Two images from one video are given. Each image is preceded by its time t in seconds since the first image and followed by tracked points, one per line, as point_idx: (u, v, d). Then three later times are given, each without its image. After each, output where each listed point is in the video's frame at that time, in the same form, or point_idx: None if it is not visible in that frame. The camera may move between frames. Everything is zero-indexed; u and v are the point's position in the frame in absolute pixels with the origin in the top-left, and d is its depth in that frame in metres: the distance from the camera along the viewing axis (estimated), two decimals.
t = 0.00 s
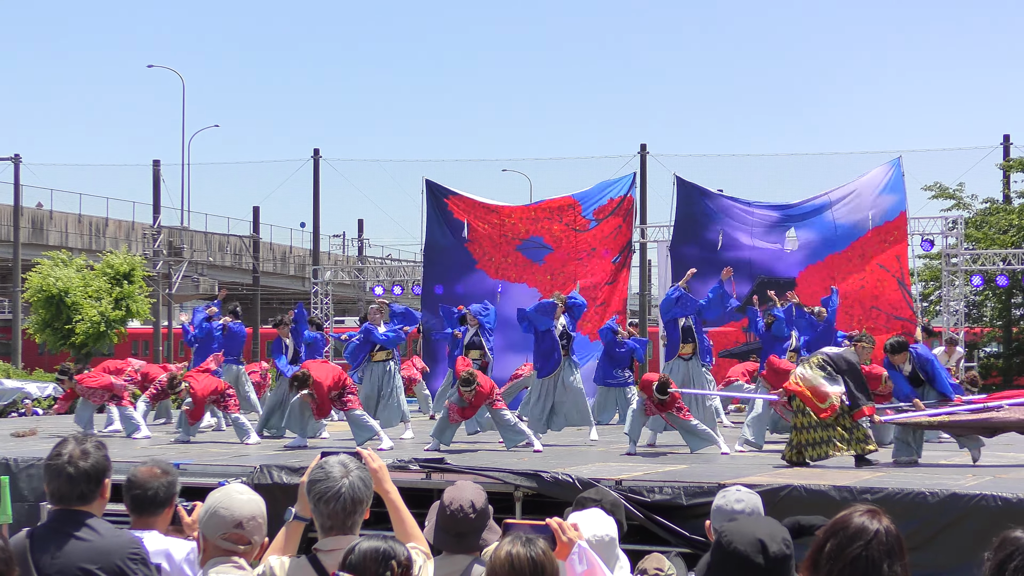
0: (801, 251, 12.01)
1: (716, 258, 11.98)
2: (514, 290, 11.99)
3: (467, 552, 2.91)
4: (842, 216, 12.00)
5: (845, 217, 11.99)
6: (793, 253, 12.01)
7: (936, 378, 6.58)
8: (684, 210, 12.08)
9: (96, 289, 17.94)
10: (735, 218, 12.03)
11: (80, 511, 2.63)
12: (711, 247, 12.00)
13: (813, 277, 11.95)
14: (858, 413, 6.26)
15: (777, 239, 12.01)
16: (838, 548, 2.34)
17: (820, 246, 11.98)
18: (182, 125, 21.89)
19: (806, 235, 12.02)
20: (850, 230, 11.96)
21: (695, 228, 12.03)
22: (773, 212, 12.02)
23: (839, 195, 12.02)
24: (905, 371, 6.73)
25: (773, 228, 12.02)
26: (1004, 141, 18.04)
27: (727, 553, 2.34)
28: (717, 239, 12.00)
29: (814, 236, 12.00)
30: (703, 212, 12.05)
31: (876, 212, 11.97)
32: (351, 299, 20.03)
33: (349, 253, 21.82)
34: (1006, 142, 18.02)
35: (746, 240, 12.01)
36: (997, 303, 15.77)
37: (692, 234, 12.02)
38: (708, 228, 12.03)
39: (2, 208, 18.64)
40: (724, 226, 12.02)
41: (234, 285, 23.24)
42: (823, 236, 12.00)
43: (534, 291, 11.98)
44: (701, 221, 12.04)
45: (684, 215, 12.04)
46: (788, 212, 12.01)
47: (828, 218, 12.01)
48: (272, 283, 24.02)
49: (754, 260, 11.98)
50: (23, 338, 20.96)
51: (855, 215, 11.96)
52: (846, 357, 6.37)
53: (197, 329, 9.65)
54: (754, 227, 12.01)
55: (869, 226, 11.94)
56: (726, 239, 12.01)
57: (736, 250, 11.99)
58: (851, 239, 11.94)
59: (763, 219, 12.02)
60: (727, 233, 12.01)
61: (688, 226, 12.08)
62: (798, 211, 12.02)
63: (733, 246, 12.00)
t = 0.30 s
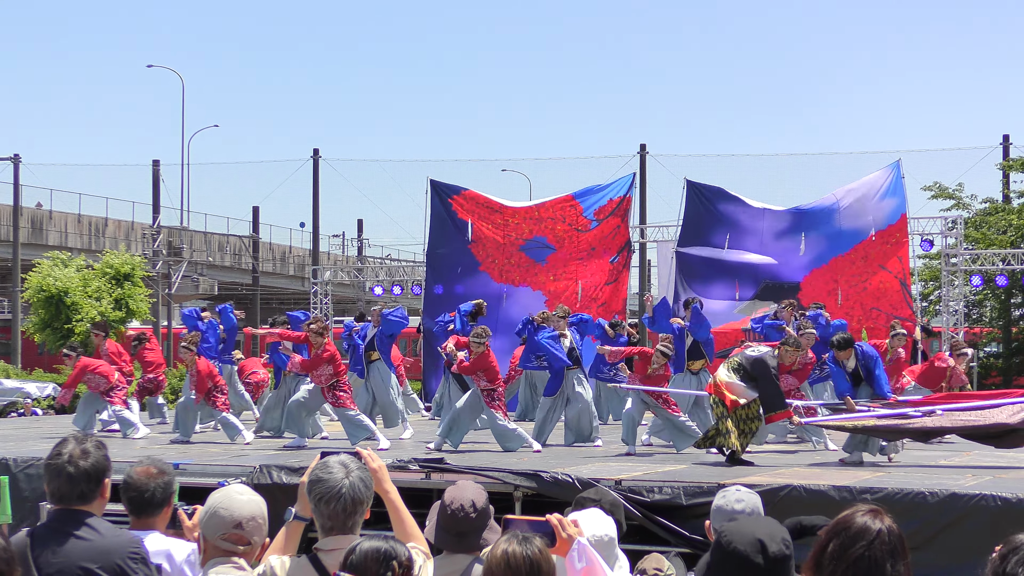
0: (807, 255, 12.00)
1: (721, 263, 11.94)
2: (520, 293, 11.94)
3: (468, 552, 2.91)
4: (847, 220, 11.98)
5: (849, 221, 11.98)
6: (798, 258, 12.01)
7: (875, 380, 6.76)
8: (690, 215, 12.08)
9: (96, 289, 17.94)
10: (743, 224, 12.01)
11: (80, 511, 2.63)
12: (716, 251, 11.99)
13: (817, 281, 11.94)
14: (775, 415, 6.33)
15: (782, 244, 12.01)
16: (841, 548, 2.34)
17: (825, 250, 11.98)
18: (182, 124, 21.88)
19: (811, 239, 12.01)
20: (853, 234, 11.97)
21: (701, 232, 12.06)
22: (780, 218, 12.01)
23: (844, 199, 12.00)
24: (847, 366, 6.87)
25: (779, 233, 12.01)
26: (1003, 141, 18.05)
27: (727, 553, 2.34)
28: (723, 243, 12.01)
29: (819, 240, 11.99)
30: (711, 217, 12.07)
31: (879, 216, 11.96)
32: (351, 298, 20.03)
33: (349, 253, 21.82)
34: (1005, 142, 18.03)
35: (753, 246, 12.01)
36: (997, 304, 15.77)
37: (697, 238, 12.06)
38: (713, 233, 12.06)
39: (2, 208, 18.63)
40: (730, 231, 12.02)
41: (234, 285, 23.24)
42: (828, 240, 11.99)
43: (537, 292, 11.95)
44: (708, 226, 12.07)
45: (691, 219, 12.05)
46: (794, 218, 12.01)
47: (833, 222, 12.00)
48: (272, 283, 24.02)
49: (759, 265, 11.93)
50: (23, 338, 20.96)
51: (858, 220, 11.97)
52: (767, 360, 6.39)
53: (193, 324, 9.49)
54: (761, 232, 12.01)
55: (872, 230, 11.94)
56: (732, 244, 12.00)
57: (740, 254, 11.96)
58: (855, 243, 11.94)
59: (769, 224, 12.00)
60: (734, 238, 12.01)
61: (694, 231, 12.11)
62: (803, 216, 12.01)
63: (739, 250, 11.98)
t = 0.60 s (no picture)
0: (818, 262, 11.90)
1: (730, 268, 11.88)
2: (523, 292, 11.90)
3: (470, 552, 2.91)
4: (856, 224, 11.99)
5: (858, 226, 11.99)
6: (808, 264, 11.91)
7: (812, 380, 6.73)
8: (705, 222, 12.13)
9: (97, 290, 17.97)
10: (753, 233, 12.05)
11: (81, 511, 2.63)
12: (726, 257, 11.95)
13: (824, 284, 11.81)
14: (700, 419, 6.60)
15: (792, 251, 11.98)
16: (842, 548, 2.34)
17: (834, 255, 11.90)
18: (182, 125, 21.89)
19: (821, 246, 11.99)
20: (863, 238, 11.94)
21: (712, 240, 12.08)
22: (790, 225, 12.07)
23: (852, 204, 12.02)
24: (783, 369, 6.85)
25: (789, 240, 12.01)
26: (1004, 141, 18.06)
27: (726, 553, 2.34)
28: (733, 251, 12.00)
29: (828, 246, 11.97)
30: (721, 226, 12.12)
31: (887, 219, 11.99)
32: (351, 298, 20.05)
33: (349, 254, 21.85)
34: (1006, 143, 18.04)
35: (763, 253, 11.99)
36: (998, 303, 15.78)
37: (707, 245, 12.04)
38: (723, 241, 12.08)
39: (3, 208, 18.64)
40: (740, 239, 12.05)
41: (234, 286, 23.25)
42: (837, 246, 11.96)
43: (539, 291, 11.94)
44: (718, 234, 12.10)
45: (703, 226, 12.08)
46: (804, 226, 12.04)
47: (842, 228, 12.01)
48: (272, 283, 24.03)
49: (768, 272, 11.86)
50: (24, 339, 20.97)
51: (867, 224, 11.97)
52: (701, 366, 6.66)
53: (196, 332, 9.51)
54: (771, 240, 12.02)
55: (881, 233, 11.93)
56: (742, 251, 11.99)
57: (751, 261, 11.90)
58: (864, 245, 11.91)
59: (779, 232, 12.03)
60: (744, 245, 12.01)
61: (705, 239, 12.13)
62: (813, 223, 12.05)
63: (749, 257, 11.94)
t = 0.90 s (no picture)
0: (823, 270, 11.80)
1: (737, 271, 11.77)
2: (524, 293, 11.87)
3: (471, 552, 2.91)
4: (859, 230, 12.00)
5: (860, 231, 12.00)
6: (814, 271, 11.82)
7: (760, 387, 7.20)
8: (713, 226, 12.06)
9: (96, 289, 17.96)
10: (759, 238, 11.96)
11: (80, 511, 2.63)
12: (733, 261, 11.84)
13: (831, 290, 11.69)
14: (648, 437, 6.56)
15: (798, 258, 11.88)
16: (837, 549, 2.34)
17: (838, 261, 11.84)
18: (182, 125, 21.88)
19: (826, 253, 11.90)
20: (865, 244, 11.95)
21: (719, 245, 11.98)
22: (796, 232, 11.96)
23: (855, 209, 12.02)
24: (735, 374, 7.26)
25: (795, 247, 11.92)
26: (1004, 141, 18.07)
27: (726, 555, 2.34)
28: (740, 256, 11.88)
29: (832, 253, 11.89)
30: (729, 231, 12.03)
31: (885, 224, 12.03)
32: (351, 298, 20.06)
33: (349, 253, 21.86)
34: (1006, 143, 18.04)
35: (768, 259, 11.88)
36: (997, 303, 15.78)
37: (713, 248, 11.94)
38: (730, 245, 11.99)
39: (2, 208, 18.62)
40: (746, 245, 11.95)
41: (234, 286, 23.24)
42: (842, 253, 11.90)
43: (537, 292, 11.91)
44: (725, 239, 12.01)
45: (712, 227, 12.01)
46: (810, 233, 11.97)
47: (845, 234, 12.00)
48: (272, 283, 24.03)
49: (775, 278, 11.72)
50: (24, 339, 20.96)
51: (868, 230, 11.99)
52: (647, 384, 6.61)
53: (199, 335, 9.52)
54: (779, 247, 11.91)
55: (882, 238, 11.97)
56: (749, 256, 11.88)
57: (758, 266, 11.80)
58: (867, 251, 11.91)
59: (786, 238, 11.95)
60: (751, 251, 11.90)
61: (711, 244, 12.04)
62: (818, 230, 12.00)
63: (755, 262, 11.83)
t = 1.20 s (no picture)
0: (823, 268, 11.86)
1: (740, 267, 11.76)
2: (526, 295, 11.90)
3: (471, 552, 2.92)
4: (860, 227, 11.96)
5: (862, 228, 11.96)
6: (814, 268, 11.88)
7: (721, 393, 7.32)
8: (715, 222, 12.00)
9: (96, 290, 17.95)
10: (762, 234, 11.95)
11: (80, 511, 2.63)
12: (735, 257, 11.85)
13: (831, 287, 11.79)
14: (606, 434, 6.60)
15: (800, 255, 11.93)
16: (829, 551, 2.34)
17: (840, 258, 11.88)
18: (182, 126, 21.88)
19: (827, 250, 11.95)
20: (866, 241, 11.92)
21: (721, 241, 11.98)
22: (798, 229, 11.99)
23: (857, 206, 11.99)
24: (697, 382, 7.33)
25: (796, 244, 11.96)
26: (1004, 141, 18.07)
27: (726, 556, 2.34)
28: (742, 252, 11.90)
29: (833, 249, 11.94)
30: (731, 227, 12.00)
31: (886, 221, 11.98)
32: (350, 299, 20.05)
33: (349, 254, 21.86)
34: (1006, 142, 18.04)
35: (770, 256, 11.90)
36: (997, 303, 15.78)
37: (716, 243, 11.94)
38: (732, 240, 11.98)
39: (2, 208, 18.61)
40: (749, 241, 11.95)
41: (234, 286, 23.23)
42: (843, 250, 11.92)
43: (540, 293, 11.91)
44: (728, 235, 11.99)
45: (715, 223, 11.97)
46: (811, 229, 11.99)
47: (846, 231, 11.97)
48: (272, 283, 24.04)
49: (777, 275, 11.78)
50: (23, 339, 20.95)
51: (869, 227, 11.95)
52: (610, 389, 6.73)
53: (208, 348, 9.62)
54: (780, 244, 11.93)
55: (882, 236, 11.93)
56: (751, 252, 11.90)
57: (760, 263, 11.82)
58: (868, 249, 11.89)
59: (788, 235, 11.97)
60: (752, 247, 11.91)
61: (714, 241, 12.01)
62: (819, 227, 12.01)
63: (757, 259, 11.85)
